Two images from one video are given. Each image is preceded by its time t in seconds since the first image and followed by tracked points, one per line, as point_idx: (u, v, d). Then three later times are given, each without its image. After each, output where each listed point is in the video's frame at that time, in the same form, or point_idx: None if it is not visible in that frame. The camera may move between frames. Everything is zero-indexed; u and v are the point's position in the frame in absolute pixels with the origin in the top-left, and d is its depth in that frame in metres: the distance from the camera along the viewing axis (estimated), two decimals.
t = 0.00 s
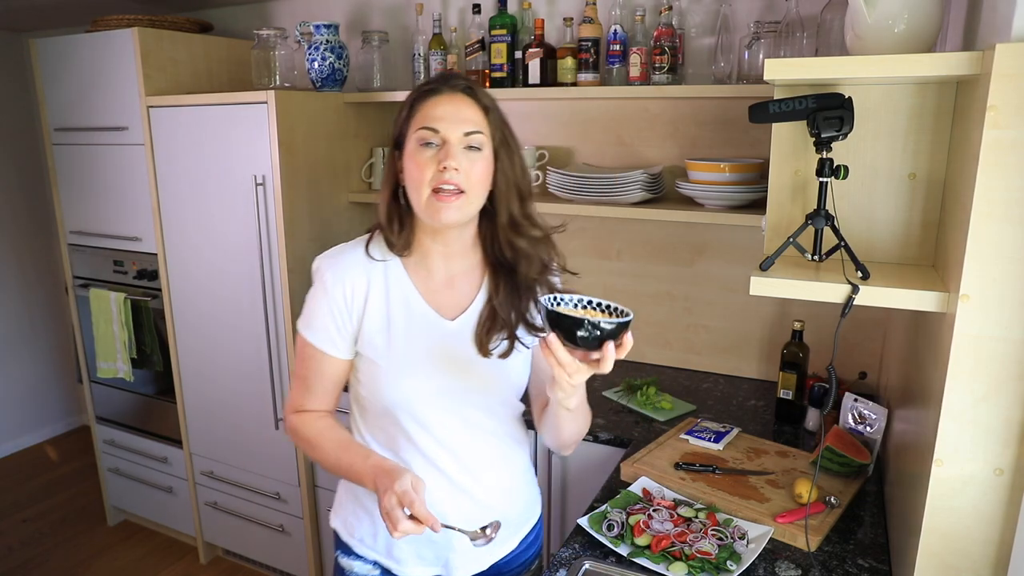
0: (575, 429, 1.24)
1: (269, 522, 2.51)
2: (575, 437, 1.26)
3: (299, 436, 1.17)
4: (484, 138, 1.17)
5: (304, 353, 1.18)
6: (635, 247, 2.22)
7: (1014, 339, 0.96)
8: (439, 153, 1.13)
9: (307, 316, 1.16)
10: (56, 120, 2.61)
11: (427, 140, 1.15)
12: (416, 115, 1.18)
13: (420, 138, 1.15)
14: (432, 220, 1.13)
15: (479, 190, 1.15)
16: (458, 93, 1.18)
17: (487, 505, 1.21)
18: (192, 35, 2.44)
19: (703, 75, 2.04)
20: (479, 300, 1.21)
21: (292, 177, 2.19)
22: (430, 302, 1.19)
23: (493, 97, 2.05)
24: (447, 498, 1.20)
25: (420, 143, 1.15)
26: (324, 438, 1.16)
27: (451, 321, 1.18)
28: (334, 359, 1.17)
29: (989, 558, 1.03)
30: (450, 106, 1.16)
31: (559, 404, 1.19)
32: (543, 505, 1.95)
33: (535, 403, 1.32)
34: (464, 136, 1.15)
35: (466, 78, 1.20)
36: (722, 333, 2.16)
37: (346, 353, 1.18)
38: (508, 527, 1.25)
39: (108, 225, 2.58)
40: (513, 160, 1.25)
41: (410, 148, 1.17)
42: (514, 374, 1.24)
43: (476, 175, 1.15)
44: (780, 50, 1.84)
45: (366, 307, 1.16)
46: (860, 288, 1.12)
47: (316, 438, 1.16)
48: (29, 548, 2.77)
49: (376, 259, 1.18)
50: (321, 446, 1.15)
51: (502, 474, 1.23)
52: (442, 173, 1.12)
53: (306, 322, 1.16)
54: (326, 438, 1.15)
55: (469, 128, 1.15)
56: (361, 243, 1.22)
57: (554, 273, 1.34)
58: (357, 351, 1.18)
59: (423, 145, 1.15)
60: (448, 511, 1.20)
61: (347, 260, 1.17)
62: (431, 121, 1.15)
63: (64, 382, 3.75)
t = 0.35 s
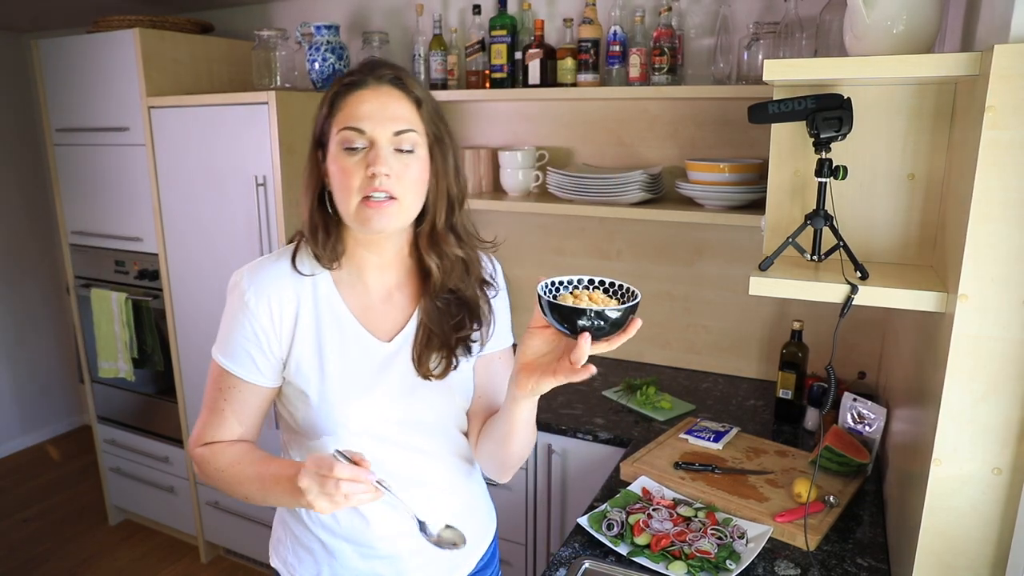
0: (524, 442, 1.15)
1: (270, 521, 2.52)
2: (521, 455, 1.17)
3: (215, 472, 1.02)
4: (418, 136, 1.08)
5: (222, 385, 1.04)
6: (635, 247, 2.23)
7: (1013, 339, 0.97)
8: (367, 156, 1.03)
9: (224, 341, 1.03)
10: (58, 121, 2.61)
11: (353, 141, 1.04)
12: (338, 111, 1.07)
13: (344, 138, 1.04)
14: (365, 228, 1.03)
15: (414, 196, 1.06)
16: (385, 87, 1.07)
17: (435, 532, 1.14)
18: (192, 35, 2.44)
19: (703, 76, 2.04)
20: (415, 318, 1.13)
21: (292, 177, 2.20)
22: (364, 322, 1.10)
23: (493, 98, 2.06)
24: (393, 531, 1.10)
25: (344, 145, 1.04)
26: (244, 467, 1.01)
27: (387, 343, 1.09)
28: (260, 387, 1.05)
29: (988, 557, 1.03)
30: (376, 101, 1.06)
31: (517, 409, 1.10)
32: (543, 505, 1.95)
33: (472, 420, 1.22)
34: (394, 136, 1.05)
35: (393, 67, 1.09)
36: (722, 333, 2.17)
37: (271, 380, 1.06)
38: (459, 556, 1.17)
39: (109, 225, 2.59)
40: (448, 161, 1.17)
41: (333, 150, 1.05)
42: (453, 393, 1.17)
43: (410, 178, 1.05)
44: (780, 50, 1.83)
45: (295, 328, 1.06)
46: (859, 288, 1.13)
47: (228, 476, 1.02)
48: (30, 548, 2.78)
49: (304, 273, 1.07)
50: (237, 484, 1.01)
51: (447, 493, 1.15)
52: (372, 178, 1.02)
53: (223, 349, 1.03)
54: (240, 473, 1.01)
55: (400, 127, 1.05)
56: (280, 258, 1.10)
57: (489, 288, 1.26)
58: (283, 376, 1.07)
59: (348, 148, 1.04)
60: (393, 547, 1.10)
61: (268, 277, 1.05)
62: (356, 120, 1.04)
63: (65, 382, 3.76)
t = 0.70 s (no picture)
0: (515, 445, 1.13)
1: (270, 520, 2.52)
2: (512, 459, 1.16)
3: (211, 482, 1.06)
4: (393, 146, 1.05)
5: (209, 392, 1.05)
6: (635, 247, 2.23)
7: (1012, 339, 0.97)
8: (338, 172, 1.00)
9: (208, 349, 1.04)
10: (58, 122, 2.61)
11: (325, 155, 1.01)
12: (311, 118, 1.03)
13: (315, 151, 1.02)
14: (339, 244, 1.02)
15: (388, 209, 1.04)
16: (357, 95, 1.03)
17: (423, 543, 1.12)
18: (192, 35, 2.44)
19: (702, 76, 2.04)
20: (396, 318, 1.11)
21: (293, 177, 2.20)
22: (344, 321, 1.09)
23: (493, 98, 2.06)
24: (371, 544, 1.09)
25: (315, 157, 1.02)
26: (237, 476, 1.05)
27: (369, 341, 1.08)
28: (244, 394, 1.05)
29: (987, 557, 1.04)
30: (347, 110, 1.02)
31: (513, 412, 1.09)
32: (543, 505, 1.96)
33: (459, 425, 1.20)
34: (366, 149, 1.02)
35: (367, 72, 1.04)
36: (721, 332, 2.17)
37: (251, 386, 1.06)
38: (450, 565, 1.14)
39: (110, 225, 2.59)
40: (427, 166, 1.11)
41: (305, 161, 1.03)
42: (439, 392, 1.15)
43: (384, 192, 1.03)
44: (780, 51, 1.84)
45: (272, 331, 1.05)
46: (858, 288, 1.13)
47: (226, 481, 1.05)
48: (31, 547, 2.79)
49: (283, 276, 1.07)
50: (235, 489, 1.05)
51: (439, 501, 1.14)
52: (343, 196, 1.00)
53: (208, 356, 1.04)
54: (237, 479, 1.04)
55: (373, 139, 1.02)
56: (259, 260, 1.09)
57: (468, 283, 1.22)
58: (263, 382, 1.07)
59: (320, 161, 1.01)
60: (373, 560, 1.09)
61: (248, 284, 1.05)
62: (327, 132, 1.01)
63: (66, 382, 3.76)
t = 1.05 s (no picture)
0: (516, 437, 1.11)
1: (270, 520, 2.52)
2: (515, 451, 1.13)
3: (209, 483, 1.05)
4: (399, 153, 1.05)
5: (210, 392, 1.05)
6: (635, 247, 2.23)
7: (1012, 339, 0.97)
8: (344, 178, 1.00)
9: (212, 347, 1.04)
10: (58, 122, 2.62)
11: (330, 161, 1.01)
12: (316, 124, 1.03)
13: (320, 157, 1.01)
14: (345, 248, 1.02)
15: (395, 214, 1.04)
16: (363, 102, 1.03)
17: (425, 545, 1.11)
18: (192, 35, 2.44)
19: (702, 76, 2.04)
20: (399, 316, 1.11)
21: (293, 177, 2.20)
22: (348, 317, 1.10)
23: (493, 98, 2.06)
24: (370, 547, 1.09)
25: (321, 164, 1.01)
26: (236, 476, 1.04)
27: (373, 338, 1.09)
28: (247, 392, 1.06)
29: (986, 557, 1.04)
30: (353, 117, 1.02)
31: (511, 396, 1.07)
32: (543, 505, 1.96)
33: (464, 423, 1.17)
34: (372, 156, 1.02)
35: (373, 79, 1.04)
36: (721, 332, 2.17)
37: (254, 383, 1.06)
38: (451, 568, 1.14)
39: (110, 225, 2.59)
40: (434, 170, 1.12)
41: (310, 166, 1.03)
42: (444, 391, 1.14)
43: (391, 197, 1.03)
44: (780, 51, 1.84)
45: (276, 329, 1.06)
46: (858, 288, 1.13)
47: (224, 482, 1.05)
48: (31, 547, 2.79)
49: (287, 275, 1.08)
50: (234, 489, 1.04)
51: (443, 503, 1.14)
52: (350, 203, 1.00)
53: (212, 355, 1.05)
54: (238, 478, 1.04)
55: (379, 147, 1.02)
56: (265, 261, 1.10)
57: (472, 282, 1.22)
58: (267, 380, 1.07)
59: (325, 167, 1.01)
60: (372, 561, 1.09)
61: (253, 283, 1.06)
62: (333, 139, 1.01)
63: (66, 382, 3.76)
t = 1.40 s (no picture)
0: (517, 438, 1.11)
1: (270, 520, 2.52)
2: (516, 451, 1.13)
3: (213, 481, 1.06)
4: (403, 152, 1.05)
5: (213, 390, 1.05)
6: (635, 247, 2.23)
7: (1012, 339, 0.97)
8: (348, 178, 1.00)
9: (216, 346, 1.05)
10: (58, 122, 2.62)
11: (334, 161, 1.01)
12: (320, 124, 1.03)
13: (324, 158, 1.01)
14: (349, 247, 1.02)
15: (398, 213, 1.04)
16: (366, 102, 1.03)
17: (426, 543, 1.11)
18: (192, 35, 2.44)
19: (702, 76, 2.04)
20: (400, 315, 1.11)
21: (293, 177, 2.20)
22: (350, 318, 1.10)
23: (493, 98, 2.06)
24: (371, 546, 1.09)
25: (324, 164, 1.01)
26: (241, 474, 1.05)
27: (374, 338, 1.08)
28: (250, 391, 1.06)
29: (987, 557, 1.04)
30: (357, 117, 1.02)
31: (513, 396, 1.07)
32: (543, 505, 1.96)
33: (465, 423, 1.17)
34: (376, 156, 1.02)
35: (377, 80, 1.04)
36: (721, 332, 2.17)
37: (258, 382, 1.06)
38: (453, 566, 1.14)
39: (110, 225, 2.59)
40: (438, 170, 1.12)
41: (313, 165, 1.03)
42: (444, 391, 1.13)
43: (394, 196, 1.03)
44: (780, 51, 1.84)
45: (278, 329, 1.06)
46: (858, 288, 1.13)
47: (229, 481, 1.05)
48: (31, 547, 2.79)
49: (290, 274, 1.08)
50: (239, 487, 1.05)
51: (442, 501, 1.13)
52: (354, 202, 1.00)
53: (215, 354, 1.05)
54: (243, 477, 1.04)
55: (382, 146, 1.02)
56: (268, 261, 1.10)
57: (474, 281, 1.22)
58: (270, 379, 1.07)
59: (328, 167, 1.01)
60: (373, 559, 1.09)
61: (257, 283, 1.06)
62: (337, 139, 1.01)
63: (66, 382, 3.76)
